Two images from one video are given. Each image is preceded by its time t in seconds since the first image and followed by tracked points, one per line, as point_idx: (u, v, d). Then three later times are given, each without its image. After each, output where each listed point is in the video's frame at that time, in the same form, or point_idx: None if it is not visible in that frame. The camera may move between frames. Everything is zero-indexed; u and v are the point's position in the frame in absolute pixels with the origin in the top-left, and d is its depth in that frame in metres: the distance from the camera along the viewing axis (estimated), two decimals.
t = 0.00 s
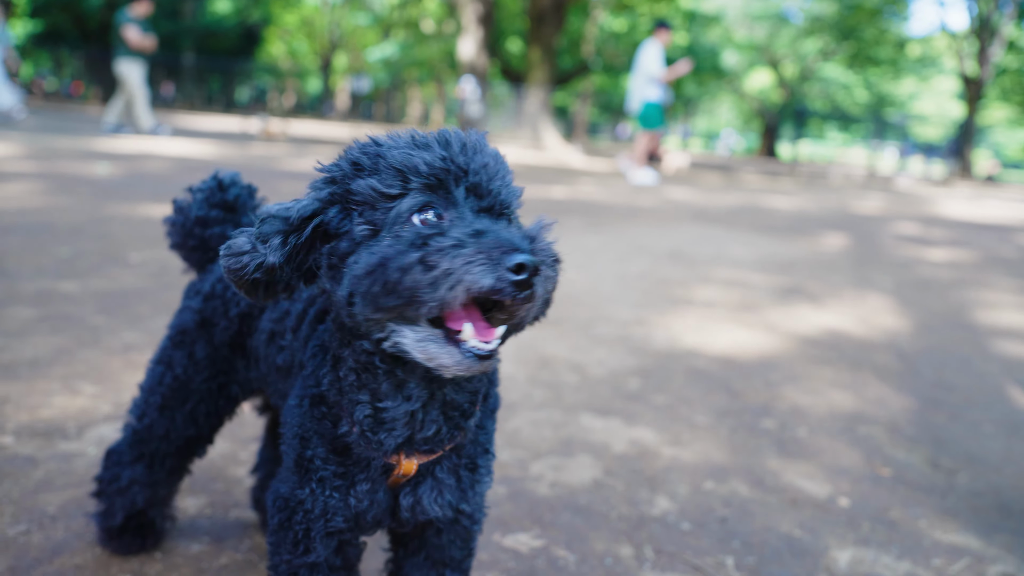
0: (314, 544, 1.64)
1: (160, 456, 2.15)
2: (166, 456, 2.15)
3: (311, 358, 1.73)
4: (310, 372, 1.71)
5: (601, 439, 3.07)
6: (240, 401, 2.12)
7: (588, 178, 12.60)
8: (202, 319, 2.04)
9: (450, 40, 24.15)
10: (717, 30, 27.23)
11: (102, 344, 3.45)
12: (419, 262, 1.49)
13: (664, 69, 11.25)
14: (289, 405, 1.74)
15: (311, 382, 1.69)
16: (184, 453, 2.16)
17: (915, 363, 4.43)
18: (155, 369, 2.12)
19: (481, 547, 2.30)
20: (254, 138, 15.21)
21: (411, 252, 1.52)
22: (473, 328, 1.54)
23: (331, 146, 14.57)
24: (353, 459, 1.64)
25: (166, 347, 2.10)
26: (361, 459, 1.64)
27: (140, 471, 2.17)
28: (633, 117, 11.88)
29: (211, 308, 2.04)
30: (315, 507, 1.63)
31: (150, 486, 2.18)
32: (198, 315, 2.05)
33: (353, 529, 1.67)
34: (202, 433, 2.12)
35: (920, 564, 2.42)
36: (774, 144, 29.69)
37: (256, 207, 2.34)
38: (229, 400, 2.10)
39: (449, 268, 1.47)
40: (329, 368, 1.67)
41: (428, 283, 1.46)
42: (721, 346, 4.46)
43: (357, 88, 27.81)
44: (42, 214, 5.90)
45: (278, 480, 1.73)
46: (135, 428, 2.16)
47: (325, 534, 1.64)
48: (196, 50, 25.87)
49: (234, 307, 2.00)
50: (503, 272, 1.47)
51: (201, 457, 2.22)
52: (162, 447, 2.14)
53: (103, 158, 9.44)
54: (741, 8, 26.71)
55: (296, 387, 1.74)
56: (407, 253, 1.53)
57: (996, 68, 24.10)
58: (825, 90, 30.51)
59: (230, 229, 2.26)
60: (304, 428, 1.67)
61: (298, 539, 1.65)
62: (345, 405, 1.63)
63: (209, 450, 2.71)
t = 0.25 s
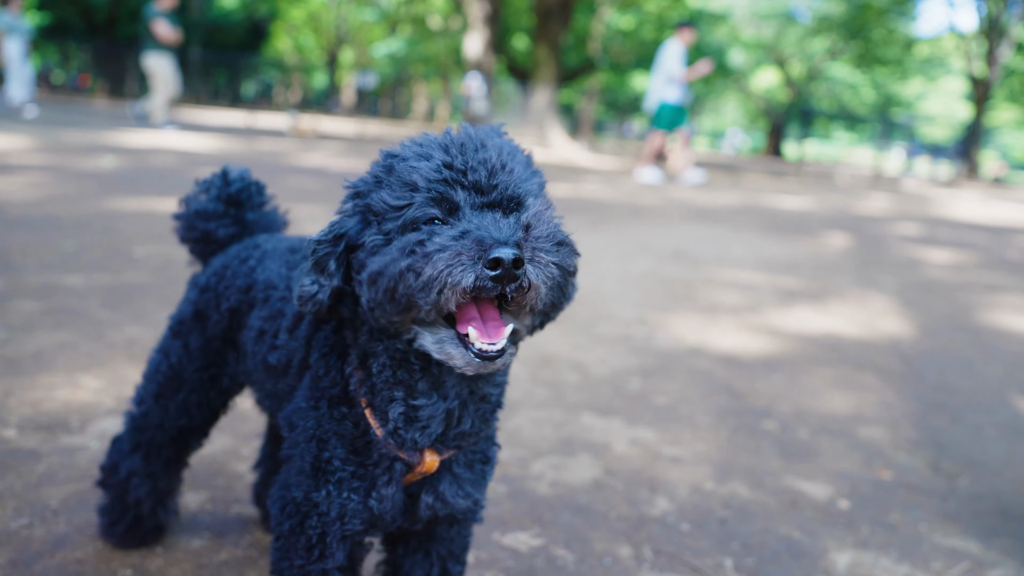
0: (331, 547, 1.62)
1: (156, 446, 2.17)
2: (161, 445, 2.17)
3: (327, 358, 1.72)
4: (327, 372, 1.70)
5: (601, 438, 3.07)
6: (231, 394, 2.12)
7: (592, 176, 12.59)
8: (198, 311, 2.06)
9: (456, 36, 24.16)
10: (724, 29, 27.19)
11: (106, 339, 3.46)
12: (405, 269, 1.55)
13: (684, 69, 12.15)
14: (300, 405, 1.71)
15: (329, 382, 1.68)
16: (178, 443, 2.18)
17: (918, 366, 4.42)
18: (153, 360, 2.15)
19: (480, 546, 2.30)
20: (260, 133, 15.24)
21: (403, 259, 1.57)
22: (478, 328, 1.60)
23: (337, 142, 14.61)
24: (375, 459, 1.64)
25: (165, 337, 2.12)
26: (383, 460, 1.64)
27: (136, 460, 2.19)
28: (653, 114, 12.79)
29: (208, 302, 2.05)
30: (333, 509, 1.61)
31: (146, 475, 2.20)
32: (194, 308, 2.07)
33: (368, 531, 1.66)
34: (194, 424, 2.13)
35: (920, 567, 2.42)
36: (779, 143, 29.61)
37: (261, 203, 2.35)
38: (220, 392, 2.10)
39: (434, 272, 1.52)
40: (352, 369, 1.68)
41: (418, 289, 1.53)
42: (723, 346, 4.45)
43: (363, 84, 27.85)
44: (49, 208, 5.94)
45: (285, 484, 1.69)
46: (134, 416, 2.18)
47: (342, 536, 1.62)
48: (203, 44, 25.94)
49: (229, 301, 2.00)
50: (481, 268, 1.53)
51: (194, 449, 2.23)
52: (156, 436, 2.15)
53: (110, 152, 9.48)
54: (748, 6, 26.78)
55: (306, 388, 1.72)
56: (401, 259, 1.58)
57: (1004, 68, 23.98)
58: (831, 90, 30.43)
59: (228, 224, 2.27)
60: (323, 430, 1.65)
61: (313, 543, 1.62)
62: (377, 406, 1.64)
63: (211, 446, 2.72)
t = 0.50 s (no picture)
0: (313, 545, 1.63)
1: (152, 442, 2.17)
2: (158, 442, 2.16)
3: (307, 360, 1.74)
4: (307, 374, 1.71)
5: (593, 436, 3.08)
6: (228, 390, 2.12)
7: (588, 173, 12.58)
8: (194, 308, 2.07)
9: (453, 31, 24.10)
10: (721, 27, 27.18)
11: (99, 333, 3.46)
12: (489, 239, 1.62)
13: (701, 67, 12.18)
14: (283, 406, 1.73)
15: (309, 385, 1.69)
16: (175, 439, 2.17)
17: (910, 367, 4.44)
18: (149, 355, 2.15)
19: (471, 543, 2.31)
20: (256, 127, 15.20)
21: (484, 228, 1.63)
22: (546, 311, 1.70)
23: (333, 137, 14.59)
24: (354, 459, 1.64)
25: (162, 333, 2.12)
26: (362, 459, 1.64)
27: (131, 455, 2.19)
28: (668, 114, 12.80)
29: (204, 298, 2.06)
30: (313, 507, 1.62)
31: (142, 470, 2.20)
32: (190, 304, 2.07)
33: (352, 529, 1.68)
34: (192, 420, 2.13)
35: (907, 567, 2.44)
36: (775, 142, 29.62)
37: (259, 200, 2.35)
38: (217, 388, 2.10)
39: (530, 239, 1.62)
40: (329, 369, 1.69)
41: (510, 256, 1.61)
42: (716, 345, 4.47)
43: (359, 79, 27.76)
44: (43, 200, 5.92)
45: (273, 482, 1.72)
46: (129, 410, 2.18)
47: (325, 534, 1.64)
48: (199, 37, 25.84)
49: (224, 297, 2.00)
50: (580, 238, 1.66)
51: (191, 444, 2.23)
52: (153, 432, 2.15)
53: (106, 145, 9.46)
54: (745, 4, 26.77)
55: (288, 391, 1.74)
56: (481, 229, 1.64)
57: (999, 69, 24.02)
58: (828, 89, 30.46)
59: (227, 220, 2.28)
60: (303, 431, 1.66)
61: (296, 541, 1.64)
62: (356, 409, 1.64)
63: (203, 441, 2.73)
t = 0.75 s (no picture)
0: (312, 550, 1.63)
1: (143, 440, 2.15)
2: (148, 440, 2.15)
3: (300, 366, 1.72)
4: (303, 380, 1.70)
5: (588, 436, 3.09)
6: (219, 390, 2.11)
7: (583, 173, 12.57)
8: (187, 308, 2.06)
9: (448, 30, 24.06)
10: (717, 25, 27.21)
11: (93, 333, 3.45)
12: (524, 230, 1.71)
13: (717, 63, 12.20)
14: (277, 413, 1.71)
15: (306, 392, 1.67)
16: (166, 438, 2.16)
17: (904, 365, 4.46)
18: (143, 354, 2.15)
19: (466, 543, 2.31)
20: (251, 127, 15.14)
21: (521, 219, 1.72)
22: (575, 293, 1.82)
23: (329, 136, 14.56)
24: (355, 462, 1.63)
25: (155, 332, 2.12)
26: (362, 462, 1.64)
27: (122, 453, 2.17)
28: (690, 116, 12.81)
29: (197, 298, 2.05)
30: (313, 512, 1.61)
31: (133, 468, 2.19)
32: (183, 304, 2.07)
33: (351, 531, 1.67)
34: (182, 419, 2.12)
35: (900, 565, 2.45)
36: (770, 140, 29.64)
37: (254, 201, 2.35)
38: (208, 388, 2.09)
39: (566, 224, 1.75)
40: (328, 375, 1.67)
41: (550, 244, 1.72)
42: (710, 344, 4.47)
43: (354, 78, 27.69)
44: (36, 200, 5.89)
45: (268, 488, 1.71)
46: (122, 408, 2.18)
47: (323, 538, 1.63)
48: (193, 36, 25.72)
49: (215, 299, 1.99)
50: (603, 219, 1.80)
51: (183, 444, 2.22)
52: (144, 430, 2.14)
53: (100, 144, 9.42)
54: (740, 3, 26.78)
55: (282, 396, 1.72)
56: (520, 219, 1.73)
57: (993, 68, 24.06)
58: (823, 87, 30.51)
59: (221, 220, 2.27)
60: (303, 436, 1.65)
61: (295, 546, 1.63)
62: (364, 415, 1.63)
63: (197, 441, 2.73)
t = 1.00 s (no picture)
0: (317, 557, 1.62)
1: (141, 453, 2.16)
2: (146, 453, 2.16)
3: (294, 379, 1.69)
4: (299, 393, 1.67)
5: (588, 434, 3.09)
6: (215, 402, 2.11)
7: (576, 171, 12.56)
8: (178, 320, 2.06)
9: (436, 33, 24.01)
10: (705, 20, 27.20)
11: (87, 347, 3.44)
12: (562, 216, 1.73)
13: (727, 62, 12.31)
14: (275, 427, 1.69)
15: (301, 404, 1.65)
16: (164, 451, 2.17)
17: (900, 353, 4.46)
18: (137, 368, 2.15)
19: (469, 545, 2.31)
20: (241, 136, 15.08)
21: (546, 207, 1.75)
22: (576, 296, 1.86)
23: (321, 142, 14.52)
24: (359, 469, 1.62)
25: (148, 346, 2.12)
26: (366, 468, 1.62)
27: (122, 468, 2.19)
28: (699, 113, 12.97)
29: (187, 309, 2.05)
30: (319, 521, 1.60)
31: (132, 482, 2.20)
32: (174, 316, 2.07)
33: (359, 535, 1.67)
34: (179, 431, 2.12)
35: (903, 552, 2.45)
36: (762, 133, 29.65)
37: (242, 210, 2.35)
38: (203, 400, 2.09)
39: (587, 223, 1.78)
40: (323, 388, 1.64)
41: (578, 237, 1.74)
42: (707, 338, 4.46)
43: (344, 84, 27.60)
44: (27, 216, 5.86)
45: (272, 502, 1.69)
46: (118, 424, 2.18)
47: (330, 546, 1.63)
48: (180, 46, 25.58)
49: (205, 310, 1.99)
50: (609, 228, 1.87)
51: (180, 456, 2.23)
52: (141, 444, 2.14)
53: (90, 158, 9.37)
54: None
55: (277, 411, 1.69)
56: (546, 208, 1.74)
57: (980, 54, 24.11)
58: (812, 78, 30.56)
59: (209, 231, 2.27)
60: (304, 448, 1.62)
61: (301, 555, 1.62)
62: (365, 421, 1.60)
63: (196, 452, 2.72)
